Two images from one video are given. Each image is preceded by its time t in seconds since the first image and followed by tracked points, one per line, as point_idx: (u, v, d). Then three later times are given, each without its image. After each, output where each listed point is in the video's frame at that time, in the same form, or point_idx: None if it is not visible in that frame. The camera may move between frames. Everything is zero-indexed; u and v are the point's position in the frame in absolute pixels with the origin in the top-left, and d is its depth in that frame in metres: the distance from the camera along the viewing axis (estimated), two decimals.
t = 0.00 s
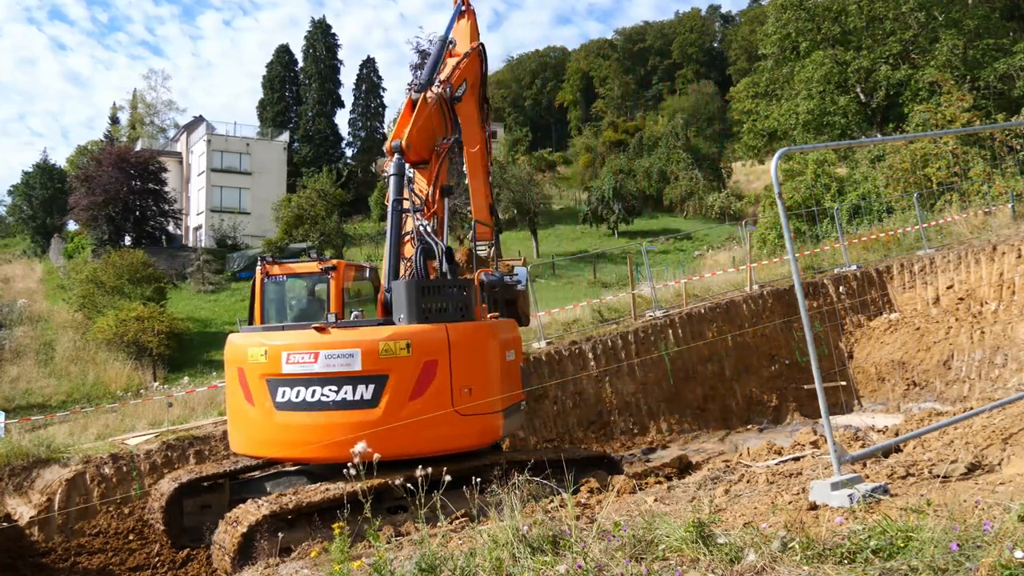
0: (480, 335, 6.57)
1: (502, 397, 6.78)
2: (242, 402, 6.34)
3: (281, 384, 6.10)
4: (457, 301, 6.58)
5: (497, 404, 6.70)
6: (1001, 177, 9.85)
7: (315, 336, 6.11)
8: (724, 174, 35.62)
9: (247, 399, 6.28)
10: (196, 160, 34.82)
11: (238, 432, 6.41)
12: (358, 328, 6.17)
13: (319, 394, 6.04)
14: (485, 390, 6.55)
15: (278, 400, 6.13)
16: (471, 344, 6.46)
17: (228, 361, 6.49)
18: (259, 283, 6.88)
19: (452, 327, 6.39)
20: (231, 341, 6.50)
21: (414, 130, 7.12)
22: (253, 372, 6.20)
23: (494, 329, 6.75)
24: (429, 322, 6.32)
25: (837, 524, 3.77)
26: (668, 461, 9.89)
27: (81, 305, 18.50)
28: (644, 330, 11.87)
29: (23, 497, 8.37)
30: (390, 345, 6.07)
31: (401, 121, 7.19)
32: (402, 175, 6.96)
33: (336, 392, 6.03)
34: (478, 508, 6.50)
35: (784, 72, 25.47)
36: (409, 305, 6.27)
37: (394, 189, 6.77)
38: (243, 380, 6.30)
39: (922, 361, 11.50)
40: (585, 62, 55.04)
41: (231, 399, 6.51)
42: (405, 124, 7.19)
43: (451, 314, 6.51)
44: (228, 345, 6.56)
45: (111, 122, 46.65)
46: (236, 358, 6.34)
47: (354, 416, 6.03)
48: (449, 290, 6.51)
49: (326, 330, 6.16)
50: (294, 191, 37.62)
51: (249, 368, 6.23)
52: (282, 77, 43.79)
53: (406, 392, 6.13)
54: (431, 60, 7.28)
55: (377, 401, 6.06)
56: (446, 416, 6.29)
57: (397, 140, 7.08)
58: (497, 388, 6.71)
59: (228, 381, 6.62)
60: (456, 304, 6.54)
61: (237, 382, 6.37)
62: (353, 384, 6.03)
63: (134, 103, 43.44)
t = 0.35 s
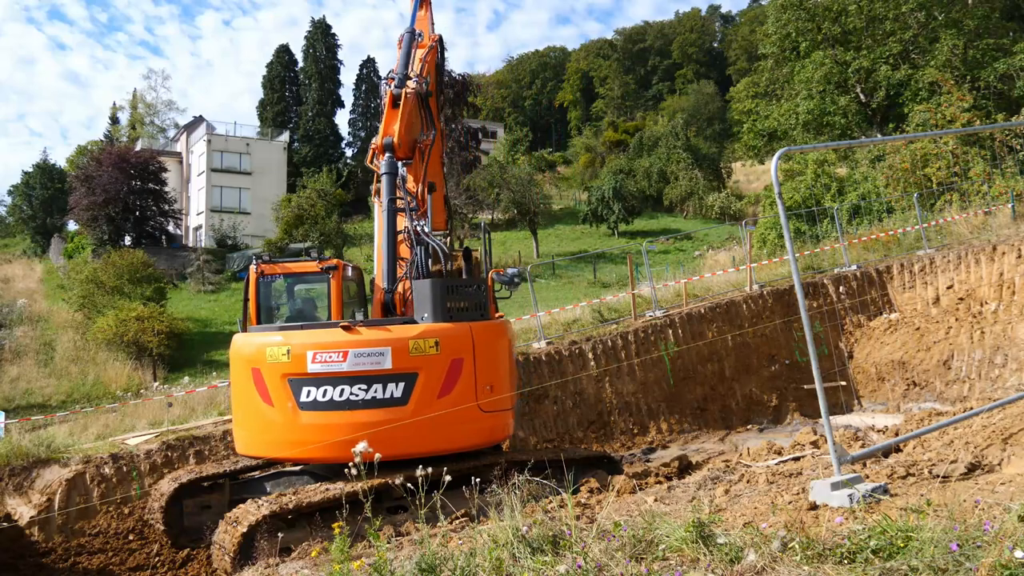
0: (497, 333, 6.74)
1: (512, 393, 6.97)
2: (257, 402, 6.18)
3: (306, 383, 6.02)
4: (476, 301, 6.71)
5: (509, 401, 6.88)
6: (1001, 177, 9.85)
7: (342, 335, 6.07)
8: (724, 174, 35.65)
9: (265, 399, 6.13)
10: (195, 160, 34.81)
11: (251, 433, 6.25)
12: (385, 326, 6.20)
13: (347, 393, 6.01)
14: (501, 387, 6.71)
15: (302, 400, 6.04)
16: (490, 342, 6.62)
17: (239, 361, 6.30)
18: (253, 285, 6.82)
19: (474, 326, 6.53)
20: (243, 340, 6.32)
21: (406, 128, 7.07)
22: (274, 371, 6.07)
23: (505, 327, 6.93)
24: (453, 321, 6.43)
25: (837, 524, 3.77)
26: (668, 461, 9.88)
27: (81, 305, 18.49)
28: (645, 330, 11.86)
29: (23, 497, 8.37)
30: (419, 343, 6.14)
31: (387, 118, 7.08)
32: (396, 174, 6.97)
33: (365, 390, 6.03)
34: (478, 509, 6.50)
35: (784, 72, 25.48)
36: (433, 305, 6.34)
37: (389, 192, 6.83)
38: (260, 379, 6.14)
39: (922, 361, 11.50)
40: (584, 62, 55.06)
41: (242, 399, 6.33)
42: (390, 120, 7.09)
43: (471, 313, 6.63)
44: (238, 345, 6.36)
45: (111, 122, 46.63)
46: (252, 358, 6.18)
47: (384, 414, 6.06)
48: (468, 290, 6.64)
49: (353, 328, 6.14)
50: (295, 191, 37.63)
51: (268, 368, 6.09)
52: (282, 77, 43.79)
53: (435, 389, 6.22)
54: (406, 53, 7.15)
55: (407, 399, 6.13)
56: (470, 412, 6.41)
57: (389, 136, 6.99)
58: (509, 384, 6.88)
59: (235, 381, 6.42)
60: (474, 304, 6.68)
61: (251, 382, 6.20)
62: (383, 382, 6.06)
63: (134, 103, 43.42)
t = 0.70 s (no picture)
0: (512, 331, 6.90)
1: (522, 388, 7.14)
2: (281, 402, 6.07)
3: (336, 382, 5.98)
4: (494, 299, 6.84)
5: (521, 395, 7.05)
6: (1001, 177, 9.84)
7: (373, 333, 6.07)
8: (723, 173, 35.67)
9: (290, 399, 6.03)
10: (195, 160, 34.81)
11: (272, 434, 6.13)
12: (414, 324, 6.25)
13: (378, 391, 6.03)
14: (516, 383, 6.87)
15: (331, 399, 6.00)
16: (508, 340, 6.77)
17: (258, 361, 6.14)
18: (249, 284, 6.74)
19: (495, 324, 6.66)
20: (262, 340, 6.17)
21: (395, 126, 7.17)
22: (302, 371, 5.99)
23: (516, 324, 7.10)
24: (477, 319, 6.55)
25: (837, 524, 3.77)
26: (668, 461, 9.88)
27: (81, 305, 18.47)
28: (645, 330, 11.86)
29: (23, 497, 8.37)
30: (449, 342, 6.22)
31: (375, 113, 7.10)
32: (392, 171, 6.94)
33: (396, 388, 6.07)
34: (478, 509, 6.50)
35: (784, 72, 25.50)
36: (456, 302, 6.42)
37: (382, 187, 6.64)
38: (286, 380, 6.03)
39: (922, 361, 11.50)
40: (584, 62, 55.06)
41: (260, 400, 6.18)
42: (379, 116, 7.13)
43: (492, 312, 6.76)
44: (255, 345, 6.21)
45: (111, 122, 46.62)
46: (275, 358, 6.05)
47: (412, 410, 6.11)
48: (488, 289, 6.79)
49: (383, 327, 6.15)
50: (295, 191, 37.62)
51: (296, 368, 5.99)
52: (282, 77, 43.77)
53: (463, 386, 6.32)
54: (379, 47, 7.32)
55: (437, 395, 6.21)
56: (494, 408, 6.54)
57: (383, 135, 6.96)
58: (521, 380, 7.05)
59: (250, 383, 6.25)
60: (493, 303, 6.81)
61: (274, 382, 6.07)
62: (414, 379, 6.11)
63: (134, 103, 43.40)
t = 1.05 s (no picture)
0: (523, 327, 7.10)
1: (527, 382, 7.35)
2: (309, 402, 5.98)
3: (371, 380, 6.00)
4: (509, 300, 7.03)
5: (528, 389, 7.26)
6: (1001, 177, 9.85)
7: (406, 331, 6.12)
8: (723, 173, 35.70)
9: (319, 398, 5.96)
10: (196, 160, 34.81)
11: (293, 433, 6.04)
12: (442, 322, 6.35)
13: (410, 388, 6.10)
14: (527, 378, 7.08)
15: (365, 398, 6.02)
16: (522, 337, 6.97)
17: (284, 361, 6.01)
18: (251, 284, 6.71)
19: (512, 323, 6.85)
20: (286, 340, 6.04)
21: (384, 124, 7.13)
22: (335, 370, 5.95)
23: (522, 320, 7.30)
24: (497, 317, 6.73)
25: (837, 524, 3.77)
26: (668, 461, 9.88)
27: (81, 306, 18.47)
28: (644, 330, 11.85)
29: (23, 497, 8.37)
30: (477, 339, 6.37)
31: (365, 110, 7.05)
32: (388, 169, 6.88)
33: (426, 386, 6.16)
34: (478, 509, 6.50)
35: (784, 72, 25.52)
36: (478, 301, 6.59)
37: (379, 185, 6.57)
38: (316, 380, 5.96)
39: (922, 361, 11.50)
40: (584, 62, 55.27)
41: (282, 399, 6.05)
42: (367, 112, 7.07)
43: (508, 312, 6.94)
44: (276, 345, 6.07)
45: (111, 122, 46.61)
46: (304, 357, 5.96)
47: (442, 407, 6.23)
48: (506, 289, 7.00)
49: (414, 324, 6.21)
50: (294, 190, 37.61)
51: (328, 367, 5.95)
52: (282, 78, 43.75)
53: (489, 382, 6.47)
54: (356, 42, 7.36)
55: (467, 392, 6.34)
56: (513, 403, 6.72)
57: (379, 133, 6.86)
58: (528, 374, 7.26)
59: (268, 384, 6.10)
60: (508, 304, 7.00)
61: (302, 382, 5.98)
62: (445, 376, 6.23)
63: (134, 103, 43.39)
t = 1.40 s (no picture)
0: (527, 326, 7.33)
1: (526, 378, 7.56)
2: (342, 400, 5.94)
3: (406, 378, 6.06)
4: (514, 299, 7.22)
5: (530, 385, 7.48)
6: (1001, 177, 9.84)
7: (437, 329, 6.23)
8: (723, 173, 35.73)
9: (354, 396, 5.95)
10: (195, 160, 34.80)
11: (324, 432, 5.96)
12: (467, 321, 6.49)
13: (439, 385, 6.20)
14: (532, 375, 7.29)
15: (400, 395, 6.07)
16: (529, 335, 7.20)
17: (316, 359, 5.93)
18: (256, 284, 6.53)
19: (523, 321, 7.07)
20: (317, 337, 5.97)
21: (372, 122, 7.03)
22: (370, 368, 5.98)
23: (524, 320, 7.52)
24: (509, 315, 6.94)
25: (837, 524, 3.77)
26: (668, 461, 9.87)
27: (81, 306, 18.46)
28: (645, 330, 11.86)
29: (23, 497, 8.37)
30: (501, 337, 6.55)
31: (350, 107, 6.89)
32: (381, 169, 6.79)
33: (456, 382, 6.28)
34: (478, 509, 6.50)
35: (784, 72, 25.52)
36: (494, 299, 6.86)
37: (377, 186, 6.58)
38: (351, 378, 5.95)
39: (922, 361, 11.50)
40: (584, 62, 55.45)
41: (312, 398, 5.95)
42: (351, 109, 6.94)
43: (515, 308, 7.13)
44: (307, 342, 5.98)
45: (110, 122, 46.59)
46: (340, 354, 5.94)
47: (470, 403, 6.36)
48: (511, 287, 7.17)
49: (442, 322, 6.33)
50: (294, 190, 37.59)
51: (364, 365, 5.96)
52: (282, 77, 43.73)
53: (510, 378, 6.65)
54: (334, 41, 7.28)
55: (492, 388, 6.50)
56: (527, 399, 6.94)
57: (373, 133, 6.74)
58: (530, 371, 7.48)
59: (295, 383, 5.97)
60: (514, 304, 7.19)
61: (335, 380, 5.93)
62: (473, 373, 6.37)
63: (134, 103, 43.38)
